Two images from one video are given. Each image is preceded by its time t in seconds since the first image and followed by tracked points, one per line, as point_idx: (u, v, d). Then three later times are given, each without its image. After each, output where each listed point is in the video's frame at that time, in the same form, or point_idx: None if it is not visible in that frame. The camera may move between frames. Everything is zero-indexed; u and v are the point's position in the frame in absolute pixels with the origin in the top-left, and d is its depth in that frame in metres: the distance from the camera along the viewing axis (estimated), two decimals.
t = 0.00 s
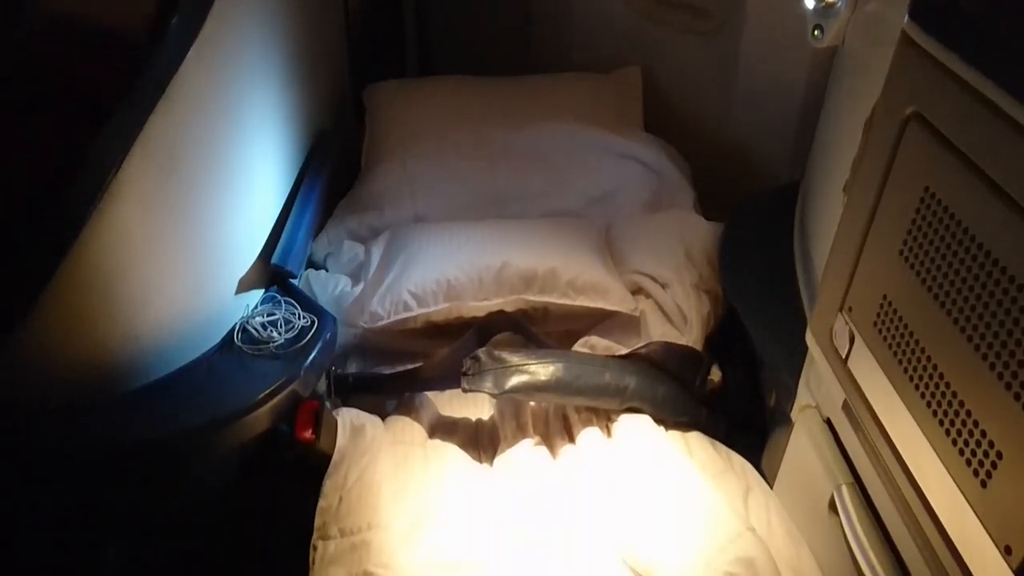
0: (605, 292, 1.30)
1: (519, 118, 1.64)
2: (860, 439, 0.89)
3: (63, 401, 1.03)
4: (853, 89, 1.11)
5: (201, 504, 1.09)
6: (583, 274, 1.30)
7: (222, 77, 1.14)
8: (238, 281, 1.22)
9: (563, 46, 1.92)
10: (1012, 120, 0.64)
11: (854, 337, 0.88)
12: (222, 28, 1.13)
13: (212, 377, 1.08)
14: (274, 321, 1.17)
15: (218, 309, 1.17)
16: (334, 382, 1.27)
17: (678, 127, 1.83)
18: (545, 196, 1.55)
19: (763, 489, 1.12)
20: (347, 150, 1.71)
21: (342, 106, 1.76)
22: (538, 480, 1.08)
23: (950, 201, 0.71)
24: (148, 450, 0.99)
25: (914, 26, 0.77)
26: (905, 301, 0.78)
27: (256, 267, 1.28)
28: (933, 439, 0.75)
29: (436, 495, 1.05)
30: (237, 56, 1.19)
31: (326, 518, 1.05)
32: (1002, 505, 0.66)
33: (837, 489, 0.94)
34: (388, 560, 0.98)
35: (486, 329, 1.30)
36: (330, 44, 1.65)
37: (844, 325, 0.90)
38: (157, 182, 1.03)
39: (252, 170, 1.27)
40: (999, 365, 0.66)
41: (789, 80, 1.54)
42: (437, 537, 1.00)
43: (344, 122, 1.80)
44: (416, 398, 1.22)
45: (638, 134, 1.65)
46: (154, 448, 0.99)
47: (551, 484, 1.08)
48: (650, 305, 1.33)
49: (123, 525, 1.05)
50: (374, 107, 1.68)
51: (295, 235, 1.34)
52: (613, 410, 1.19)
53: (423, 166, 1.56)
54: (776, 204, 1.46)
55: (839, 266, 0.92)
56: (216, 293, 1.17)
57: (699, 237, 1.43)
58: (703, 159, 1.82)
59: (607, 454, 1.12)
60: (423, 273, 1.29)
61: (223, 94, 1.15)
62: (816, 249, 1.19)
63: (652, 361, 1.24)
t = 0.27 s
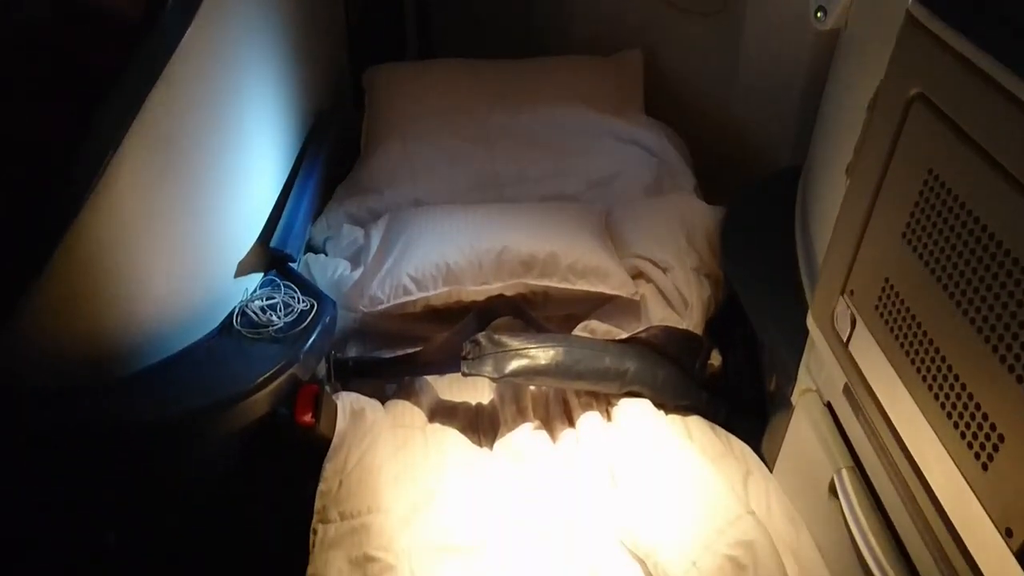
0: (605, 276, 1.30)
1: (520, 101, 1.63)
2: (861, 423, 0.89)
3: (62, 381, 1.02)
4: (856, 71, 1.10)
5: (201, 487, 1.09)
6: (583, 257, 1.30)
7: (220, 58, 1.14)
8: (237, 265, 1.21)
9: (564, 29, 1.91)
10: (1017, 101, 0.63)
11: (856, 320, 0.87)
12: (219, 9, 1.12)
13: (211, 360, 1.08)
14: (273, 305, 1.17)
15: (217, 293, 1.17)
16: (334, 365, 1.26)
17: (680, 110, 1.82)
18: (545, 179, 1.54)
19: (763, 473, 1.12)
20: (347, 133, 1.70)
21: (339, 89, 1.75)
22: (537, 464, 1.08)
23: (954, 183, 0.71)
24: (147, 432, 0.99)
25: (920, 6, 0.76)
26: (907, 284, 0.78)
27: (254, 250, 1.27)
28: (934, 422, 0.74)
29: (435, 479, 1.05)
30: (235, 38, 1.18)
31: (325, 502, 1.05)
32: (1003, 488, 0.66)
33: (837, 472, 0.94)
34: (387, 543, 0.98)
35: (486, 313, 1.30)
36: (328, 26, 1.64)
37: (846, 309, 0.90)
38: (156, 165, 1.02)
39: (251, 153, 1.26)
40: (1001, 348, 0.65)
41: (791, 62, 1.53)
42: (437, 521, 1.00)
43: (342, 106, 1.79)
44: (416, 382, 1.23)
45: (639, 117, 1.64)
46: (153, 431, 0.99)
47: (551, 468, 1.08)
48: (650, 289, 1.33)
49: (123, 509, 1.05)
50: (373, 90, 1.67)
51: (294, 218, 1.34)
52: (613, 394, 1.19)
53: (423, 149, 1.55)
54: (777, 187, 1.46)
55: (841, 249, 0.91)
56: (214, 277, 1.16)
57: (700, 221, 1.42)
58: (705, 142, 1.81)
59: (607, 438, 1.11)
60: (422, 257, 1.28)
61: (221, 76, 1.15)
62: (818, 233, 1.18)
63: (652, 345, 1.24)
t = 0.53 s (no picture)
0: (604, 259, 1.29)
1: (518, 83, 1.62)
2: (859, 405, 0.89)
3: (62, 364, 1.01)
4: (857, 52, 1.09)
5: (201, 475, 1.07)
6: (582, 240, 1.30)
7: (215, 38, 1.13)
8: (235, 247, 1.21)
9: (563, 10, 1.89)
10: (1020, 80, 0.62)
11: (855, 302, 0.87)
12: None
13: (208, 341, 1.08)
14: (270, 287, 1.17)
15: (214, 274, 1.17)
16: (332, 348, 1.26)
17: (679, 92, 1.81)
18: (544, 162, 1.53)
19: (761, 456, 1.12)
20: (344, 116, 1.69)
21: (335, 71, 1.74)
22: (535, 446, 1.08)
23: (955, 163, 0.70)
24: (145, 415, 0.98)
25: None
26: (907, 266, 0.77)
27: (251, 232, 1.27)
28: (933, 403, 0.74)
29: (434, 462, 1.05)
30: (230, 17, 1.17)
31: (324, 483, 1.05)
32: (1000, 469, 0.66)
33: (835, 454, 0.94)
34: (386, 525, 0.98)
35: (485, 295, 1.30)
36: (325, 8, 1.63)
37: (846, 291, 0.89)
38: (151, 145, 1.01)
39: (247, 134, 1.25)
40: (1001, 328, 0.65)
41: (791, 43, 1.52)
42: (436, 502, 1.00)
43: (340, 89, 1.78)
44: (414, 364, 1.22)
45: (638, 100, 1.63)
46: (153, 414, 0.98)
47: (550, 451, 1.08)
48: (650, 272, 1.32)
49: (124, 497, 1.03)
50: (370, 72, 1.65)
51: (292, 200, 1.33)
52: (611, 376, 1.19)
53: (421, 132, 1.54)
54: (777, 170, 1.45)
55: (840, 231, 0.91)
56: (212, 258, 1.16)
57: (699, 204, 1.42)
58: (704, 124, 1.80)
59: (605, 420, 1.11)
60: (421, 240, 1.28)
61: (217, 56, 1.14)
62: (817, 216, 1.18)
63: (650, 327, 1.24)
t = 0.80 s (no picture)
0: (602, 240, 1.29)
1: (516, 63, 1.61)
2: (856, 384, 0.89)
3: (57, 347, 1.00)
4: (858, 30, 1.08)
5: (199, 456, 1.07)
6: (580, 221, 1.29)
7: (208, 17, 1.12)
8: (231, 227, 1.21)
9: None
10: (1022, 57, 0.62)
11: (853, 282, 0.87)
12: None
13: (205, 322, 1.07)
14: (267, 268, 1.16)
15: (210, 255, 1.16)
16: (329, 329, 1.26)
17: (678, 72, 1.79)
18: (542, 143, 1.52)
19: (758, 437, 1.12)
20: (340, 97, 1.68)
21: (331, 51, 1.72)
22: (532, 427, 1.08)
23: (955, 142, 0.70)
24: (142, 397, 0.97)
25: None
26: (906, 245, 0.77)
27: (247, 213, 1.26)
28: (931, 382, 0.74)
29: (432, 443, 1.06)
30: None
31: (322, 465, 1.05)
32: (997, 447, 0.66)
33: (832, 434, 0.94)
34: (384, 506, 0.98)
35: (482, 276, 1.30)
36: None
37: (844, 271, 0.89)
38: (142, 127, 1.01)
39: (242, 115, 1.24)
40: (999, 308, 0.65)
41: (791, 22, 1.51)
42: (433, 483, 1.00)
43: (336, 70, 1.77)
44: (412, 346, 1.23)
45: (636, 80, 1.62)
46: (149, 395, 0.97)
47: (547, 432, 1.08)
48: (648, 254, 1.31)
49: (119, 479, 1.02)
50: (367, 52, 1.64)
51: (288, 180, 1.32)
52: (608, 357, 1.19)
53: (418, 112, 1.53)
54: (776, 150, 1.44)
55: (839, 210, 0.90)
56: (207, 239, 1.15)
57: (698, 185, 1.41)
58: (703, 105, 1.79)
59: (603, 400, 1.11)
60: (418, 221, 1.27)
61: (210, 35, 1.13)
62: (816, 196, 1.18)
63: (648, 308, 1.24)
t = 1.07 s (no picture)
0: (599, 223, 1.29)
1: (513, 46, 1.60)
2: (853, 366, 0.90)
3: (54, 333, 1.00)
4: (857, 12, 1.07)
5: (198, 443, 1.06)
6: (577, 204, 1.29)
7: None
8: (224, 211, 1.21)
9: None
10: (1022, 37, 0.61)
11: (851, 264, 0.87)
12: None
13: (202, 305, 1.07)
14: (263, 251, 1.16)
15: (205, 239, 1.16)
16: (326, 313, 1.25)
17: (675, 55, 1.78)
18: (540, 126, 1.51)
19: (755, 420, 1.12)
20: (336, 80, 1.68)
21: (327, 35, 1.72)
22: (528, 411, 1.09)
23: (953, 122, 0.70)
24: (139, 380, 0.97)
25: None
26: (903, 227, 0.77)
27: (242, 197, 1.25)
28: (927, 364, 0.74)
29: (430, 428, 1.07)
30: None
31: (320, 448, 1.06)
32: (992, 428, 0.66)
33: (828, 416, 0.94)
34: (382, 489, 0.99)
35: (479, 259, 1.29)
36: None
37: (841, 253, 0.89)
38: (133, 113, 1.00)
39: (236, 98, 1.24)
40: (996, 289, 0.65)
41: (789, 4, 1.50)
42: (431, 466, 1.01)
43: (331, 53, 1.75)
44: (409, 330, 1.23)
45: (633, 63, 1.61)
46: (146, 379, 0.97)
47: (547, 416, 1.09)
48: (645, 237, 1.31)
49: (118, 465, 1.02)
50: (362, 35, 1.63)
51: (284, 164, 1.32)
52: (606, 340, 1.19)
53: (415, 95, 1.52)
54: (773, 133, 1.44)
55: (836, 192, 0.90)
56: (201, 223, 1.15)
57: (696, 168, 1.40)
58: (700, 88, 1.78)
59: (600, 383, 1.11)
60: (414, 204, 1.27)
61: (202, 17, 1.12)
62: (814, 179, 1.17)
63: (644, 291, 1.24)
